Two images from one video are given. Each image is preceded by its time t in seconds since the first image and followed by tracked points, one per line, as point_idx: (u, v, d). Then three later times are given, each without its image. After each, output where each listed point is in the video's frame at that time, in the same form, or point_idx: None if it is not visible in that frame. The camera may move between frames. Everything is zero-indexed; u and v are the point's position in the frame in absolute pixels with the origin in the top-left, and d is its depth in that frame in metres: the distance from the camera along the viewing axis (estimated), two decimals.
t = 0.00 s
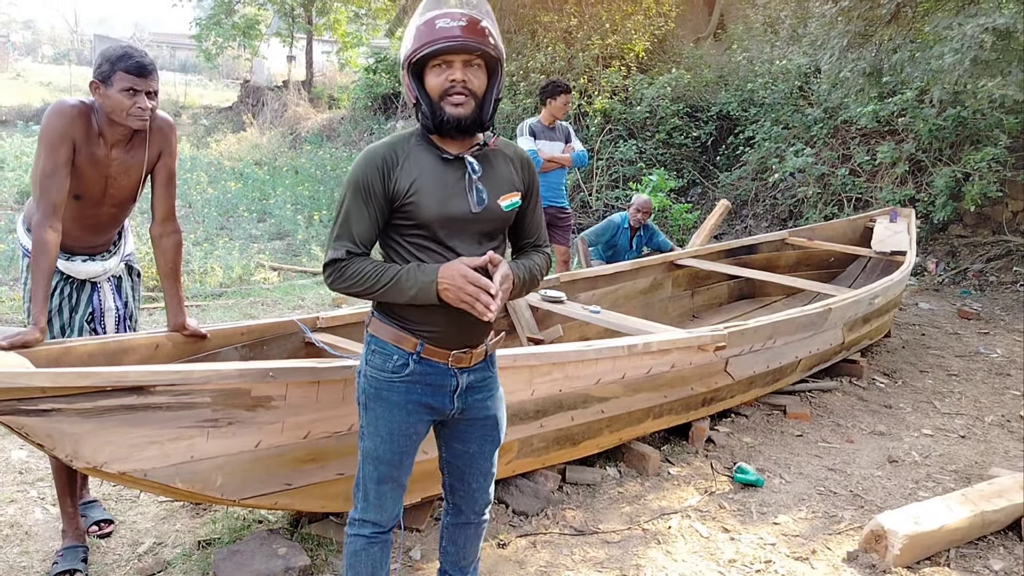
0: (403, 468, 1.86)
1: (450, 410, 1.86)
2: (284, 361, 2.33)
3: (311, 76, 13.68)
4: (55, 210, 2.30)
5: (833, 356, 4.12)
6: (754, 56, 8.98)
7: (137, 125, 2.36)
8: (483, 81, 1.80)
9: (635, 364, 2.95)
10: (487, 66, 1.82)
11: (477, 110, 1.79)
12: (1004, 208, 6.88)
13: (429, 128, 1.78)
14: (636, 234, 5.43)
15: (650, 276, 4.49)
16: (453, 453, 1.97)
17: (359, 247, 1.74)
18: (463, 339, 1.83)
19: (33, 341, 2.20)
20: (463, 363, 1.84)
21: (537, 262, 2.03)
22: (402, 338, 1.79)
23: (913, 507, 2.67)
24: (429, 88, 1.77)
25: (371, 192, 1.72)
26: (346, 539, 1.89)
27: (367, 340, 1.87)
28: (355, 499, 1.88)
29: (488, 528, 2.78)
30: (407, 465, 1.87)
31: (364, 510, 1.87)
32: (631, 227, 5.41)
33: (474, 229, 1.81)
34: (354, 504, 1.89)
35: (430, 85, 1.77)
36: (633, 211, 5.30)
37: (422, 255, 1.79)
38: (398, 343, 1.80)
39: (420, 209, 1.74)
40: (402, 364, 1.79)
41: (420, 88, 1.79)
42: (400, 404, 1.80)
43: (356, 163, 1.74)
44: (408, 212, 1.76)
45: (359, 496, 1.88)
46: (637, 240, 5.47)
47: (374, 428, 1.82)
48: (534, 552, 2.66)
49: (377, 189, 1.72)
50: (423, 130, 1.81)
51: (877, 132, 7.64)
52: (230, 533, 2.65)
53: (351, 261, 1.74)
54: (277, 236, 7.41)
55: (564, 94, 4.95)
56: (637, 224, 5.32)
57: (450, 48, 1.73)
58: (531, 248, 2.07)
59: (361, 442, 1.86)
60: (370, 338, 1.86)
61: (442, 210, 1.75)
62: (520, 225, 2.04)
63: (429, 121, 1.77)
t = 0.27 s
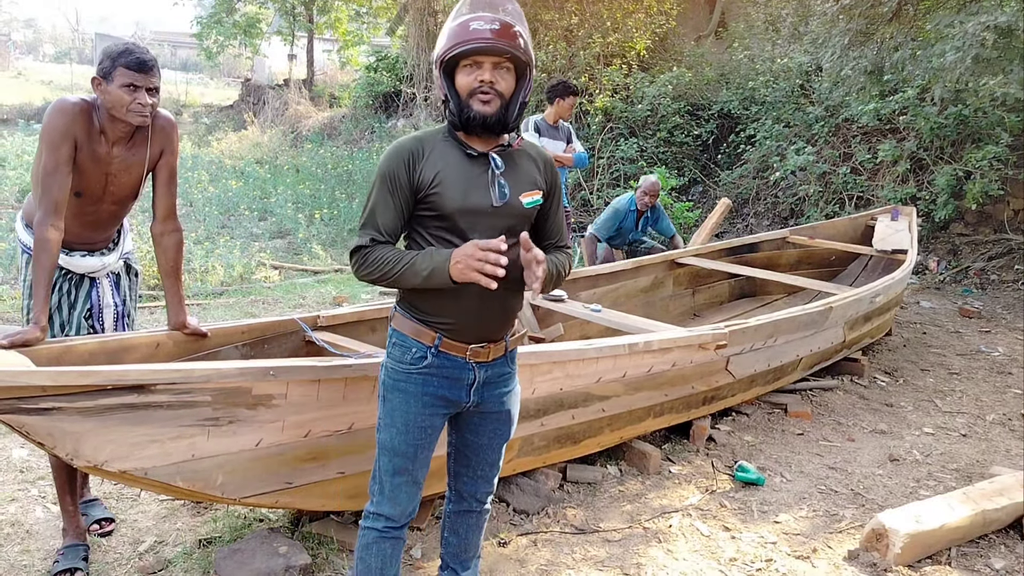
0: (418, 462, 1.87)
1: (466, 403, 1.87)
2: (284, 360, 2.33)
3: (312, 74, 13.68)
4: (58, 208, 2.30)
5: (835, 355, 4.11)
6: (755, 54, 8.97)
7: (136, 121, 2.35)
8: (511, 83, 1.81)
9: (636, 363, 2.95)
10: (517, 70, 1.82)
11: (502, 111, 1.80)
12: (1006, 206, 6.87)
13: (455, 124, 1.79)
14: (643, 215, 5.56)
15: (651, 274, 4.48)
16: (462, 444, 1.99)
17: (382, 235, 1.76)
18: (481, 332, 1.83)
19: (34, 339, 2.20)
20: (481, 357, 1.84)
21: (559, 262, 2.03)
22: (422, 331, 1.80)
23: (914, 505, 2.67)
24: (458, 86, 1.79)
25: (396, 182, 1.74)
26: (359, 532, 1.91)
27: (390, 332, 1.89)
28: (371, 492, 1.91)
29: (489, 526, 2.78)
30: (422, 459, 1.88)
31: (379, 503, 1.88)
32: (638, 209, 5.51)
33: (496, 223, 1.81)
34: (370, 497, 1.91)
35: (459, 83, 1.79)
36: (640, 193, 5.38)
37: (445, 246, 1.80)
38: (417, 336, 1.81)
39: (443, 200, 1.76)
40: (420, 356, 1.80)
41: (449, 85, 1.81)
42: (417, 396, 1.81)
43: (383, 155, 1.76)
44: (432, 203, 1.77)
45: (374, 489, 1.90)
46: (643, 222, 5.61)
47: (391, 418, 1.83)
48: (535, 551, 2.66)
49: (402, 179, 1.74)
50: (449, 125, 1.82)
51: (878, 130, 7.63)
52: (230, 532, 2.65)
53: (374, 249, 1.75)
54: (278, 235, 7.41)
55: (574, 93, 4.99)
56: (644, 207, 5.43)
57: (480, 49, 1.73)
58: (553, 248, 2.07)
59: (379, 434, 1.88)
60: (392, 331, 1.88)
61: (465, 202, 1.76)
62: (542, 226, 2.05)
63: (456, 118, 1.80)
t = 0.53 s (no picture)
0: (428, 458, 1.87)
1: (477, 398, 1.87)
2: (283, 357, 2.33)
3: (313, 72, 13.67)
4: (58, 205, 2.30)
5: (835, 352, 4.11)
6: (755, 51, 8.95)
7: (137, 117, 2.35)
8: (521, 83, 1.80)
9: (636, 360, 2.95)
10: (526, 68, 1.82)
11: (513, 111, 1.80)
12: (1006, 203, 6.86)
13: (466, 125, 1.80)
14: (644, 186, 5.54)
15: (651, 272, 4.48)
16: (470, 440, 1.99)
17: (392, 233, 1.76)
18: (492, 328, 1.83)
19: (33, 337, 2.20)
20: (493, 352, 1.84)
21: (566, 259, 2.02)
22: (435, 327, 1.80)
23: (914, 503, 2.67)
24: (469, 86, 1.79)
25: (406, 178, 1.74)
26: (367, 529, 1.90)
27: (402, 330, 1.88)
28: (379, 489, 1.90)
29: (489, 524, 2.78)
30: (432, 455, 1.87)
31: (387, 500, 1.88)
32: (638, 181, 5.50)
33: (505, 219, 1.80)
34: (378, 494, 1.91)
35: (470, 82, 1.79)
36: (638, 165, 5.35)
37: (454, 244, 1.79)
38: (430, 332, 1.81)
39: (452, 196, 1.75)
40: (433, 352, 1.80)
41: (459, 85, 1.80)
42: (429, 391, 1.81)
43: (393, 153, 1.77)
44: (442, 200, 1.77)
45: (383, 485, 1.90)
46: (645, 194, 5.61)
47: (402, 414, 1.83)
48: (534, 548, 2.66)
49: (411, 176, 1.74)
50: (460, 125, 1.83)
51: (879, 127, 7.62)
52: (230, 529, 2.65)
53: (384, 246, 1.76)
54: (278, 232, 7.41)
55: (578, 92, 4.99)
56: (644, 180, 5.41)
57: (490, 50, 1.73)
58: (561, 245, 2.07)
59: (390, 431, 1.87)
60: (405, 327, 1.87)
61: (474, 198, 1.76)
62: (550, 223, 2.04)
63: (467, 117, 1.80)
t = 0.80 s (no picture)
0: (428, 458, 1.87)
1: (477, 398, 1.87)
2: (283, 357, 2.33)
3: (312, 71, 13.66)
4: (57, 205, 2.30)
5: (834, 350, 4.11)
6: (755, 49, 8.95)
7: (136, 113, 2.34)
8: (516, 79, 1.81)
9: (636, 359, 2.95)
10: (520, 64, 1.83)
11: (510, 106, 1.81)
12: (1006, 201, 6.86)
13: (464, 121, 1.80)
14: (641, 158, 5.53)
15: (650, 270, 4.48)
16: (469, 439, 1.98)
17: (391, 231, 1.75)
18: (493, 326, 1.83)
19: (32, 337, 2.19)
20: (494, 351, 1.84)
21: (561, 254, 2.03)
22: (436, 328, 1.80)
23: (914, 501, 2.67)
24: (464, 83, 1.79)
25: (405, 175, 1.73)
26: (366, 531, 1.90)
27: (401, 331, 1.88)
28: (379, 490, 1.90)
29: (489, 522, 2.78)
30: (432, 455, 1.87)
31: (386, 501, 1.88)
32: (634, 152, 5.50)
33: (504, 215, 1.81)
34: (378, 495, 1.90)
35: (465, 79, 1.79)
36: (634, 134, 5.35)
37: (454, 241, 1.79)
38: (431, 332, 1.80)
39: (453, 192, 1.75)
40: (434, 352, 1.79)
41: (454, 82, 1.81)
42: (430, 392, 1.81)
43: (391, 151, 1.76)
44: (442, 196, 1.76)
45: (382, 486, 1.90)
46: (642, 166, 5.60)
47: (402, 415, 1.83)
48: (534, 547, 2.66)
49: (410, 173, 1.74)
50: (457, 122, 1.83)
51: (878, 125, 7.62)
52: (230, 529, 2.65)
53: (383, 244, 1.75)
54: (277, 231, 7.41)
55: (576, 88, 5.00)
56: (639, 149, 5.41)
57: (483, 45, 1.74)
58: (553, 242, 2.07)
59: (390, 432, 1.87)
60: (404, 328, 1.87)
61: (474, 195, 1.76)
62: (544, 220, 2.05)
63: (464, 113, 1.80)
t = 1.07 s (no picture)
0: (420, 458, 1.87)
1: (469, 397, 1.87)
2: (281, 356, 2.33)
3: (311, 70, 13.65)
4: (56, 203, 2.29)
5: (833, 348, 4.12)
6: (754, 48, 8.94)
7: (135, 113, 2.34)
8: (506, 74, 1.82)
9: (635, 357, 2.94)
10: (508, 61, 1.83)
11: (500, 101, 1.81)
12: (1005, 198, 6.85)
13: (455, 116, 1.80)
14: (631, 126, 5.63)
15: (649, 269, 4.48)
16: (461, 438, 1.98)
17: (379, 226, 1.74)
18: (484, 323, 1.83)
19: (31, 337, 2.19)
20: (485, 349, 1.84)
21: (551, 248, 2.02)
22: (427, 327, 1.79)
23: (913, 499, 2.67)
24: (455, 79, 1.78)
25: (395, 170, 1.73)
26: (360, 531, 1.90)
27: (390, 333, 1.87)
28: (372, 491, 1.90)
29: (488, 521, 2.78)
30: (425, 454, 1.87)
31: (379, 500, 1.88)
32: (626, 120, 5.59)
33: (496, 209, 1.81)
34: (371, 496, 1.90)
35: (456, 75, 1.78)
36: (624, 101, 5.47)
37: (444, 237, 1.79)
38: (422, 332, 1.80)
39: (445, 187, 1.75)
40: (425, 352, 1.79)
41: (445, 78, 1.80)
42: (422, 392, 1.81)
43: (380, 147, 1.76)
44: (432, 192, 1.76)
45: (375, 487, 1.90)
46: (633, 135, 5.68)
47: (395, 415, 1.82)
48: (534, 545, 2.66)
49: (400, 168, 1.74)
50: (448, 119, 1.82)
51: (877, 123, 7.62)
52: (229, 528, 2.65)
53: (371, 239, 1.73)
54: (276, 231, 7.41)
55: (571, 85, 5.00)
56: (630, 112, 5.51)
57: (474, 41, 1.74)
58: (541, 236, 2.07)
59: (382, 433, 1.87)
60: (394, 328, 1.86)
61: (465, 189, 1.76)
62: (532, 217, 2.05)
63: (455, 109, 1.80)
